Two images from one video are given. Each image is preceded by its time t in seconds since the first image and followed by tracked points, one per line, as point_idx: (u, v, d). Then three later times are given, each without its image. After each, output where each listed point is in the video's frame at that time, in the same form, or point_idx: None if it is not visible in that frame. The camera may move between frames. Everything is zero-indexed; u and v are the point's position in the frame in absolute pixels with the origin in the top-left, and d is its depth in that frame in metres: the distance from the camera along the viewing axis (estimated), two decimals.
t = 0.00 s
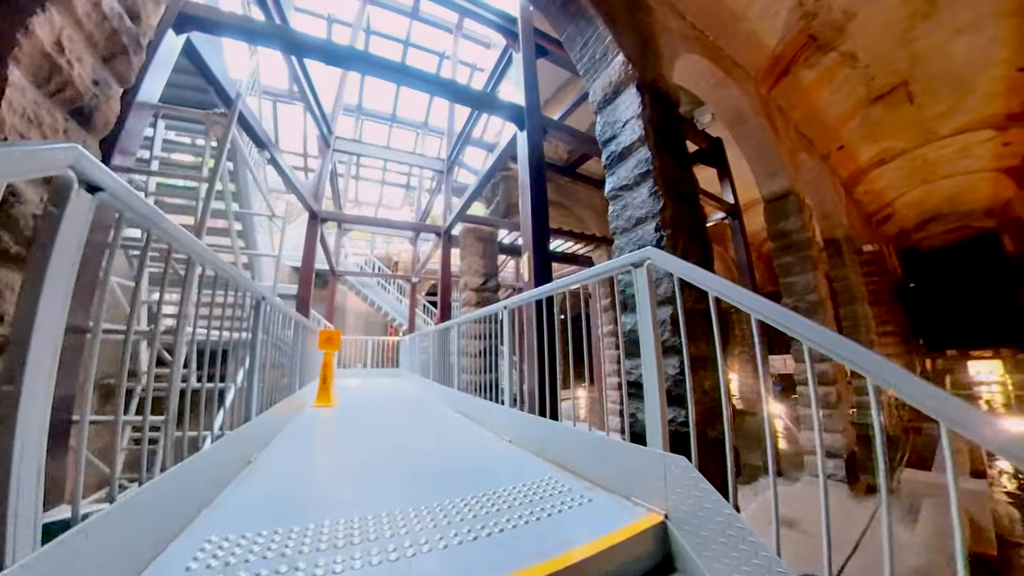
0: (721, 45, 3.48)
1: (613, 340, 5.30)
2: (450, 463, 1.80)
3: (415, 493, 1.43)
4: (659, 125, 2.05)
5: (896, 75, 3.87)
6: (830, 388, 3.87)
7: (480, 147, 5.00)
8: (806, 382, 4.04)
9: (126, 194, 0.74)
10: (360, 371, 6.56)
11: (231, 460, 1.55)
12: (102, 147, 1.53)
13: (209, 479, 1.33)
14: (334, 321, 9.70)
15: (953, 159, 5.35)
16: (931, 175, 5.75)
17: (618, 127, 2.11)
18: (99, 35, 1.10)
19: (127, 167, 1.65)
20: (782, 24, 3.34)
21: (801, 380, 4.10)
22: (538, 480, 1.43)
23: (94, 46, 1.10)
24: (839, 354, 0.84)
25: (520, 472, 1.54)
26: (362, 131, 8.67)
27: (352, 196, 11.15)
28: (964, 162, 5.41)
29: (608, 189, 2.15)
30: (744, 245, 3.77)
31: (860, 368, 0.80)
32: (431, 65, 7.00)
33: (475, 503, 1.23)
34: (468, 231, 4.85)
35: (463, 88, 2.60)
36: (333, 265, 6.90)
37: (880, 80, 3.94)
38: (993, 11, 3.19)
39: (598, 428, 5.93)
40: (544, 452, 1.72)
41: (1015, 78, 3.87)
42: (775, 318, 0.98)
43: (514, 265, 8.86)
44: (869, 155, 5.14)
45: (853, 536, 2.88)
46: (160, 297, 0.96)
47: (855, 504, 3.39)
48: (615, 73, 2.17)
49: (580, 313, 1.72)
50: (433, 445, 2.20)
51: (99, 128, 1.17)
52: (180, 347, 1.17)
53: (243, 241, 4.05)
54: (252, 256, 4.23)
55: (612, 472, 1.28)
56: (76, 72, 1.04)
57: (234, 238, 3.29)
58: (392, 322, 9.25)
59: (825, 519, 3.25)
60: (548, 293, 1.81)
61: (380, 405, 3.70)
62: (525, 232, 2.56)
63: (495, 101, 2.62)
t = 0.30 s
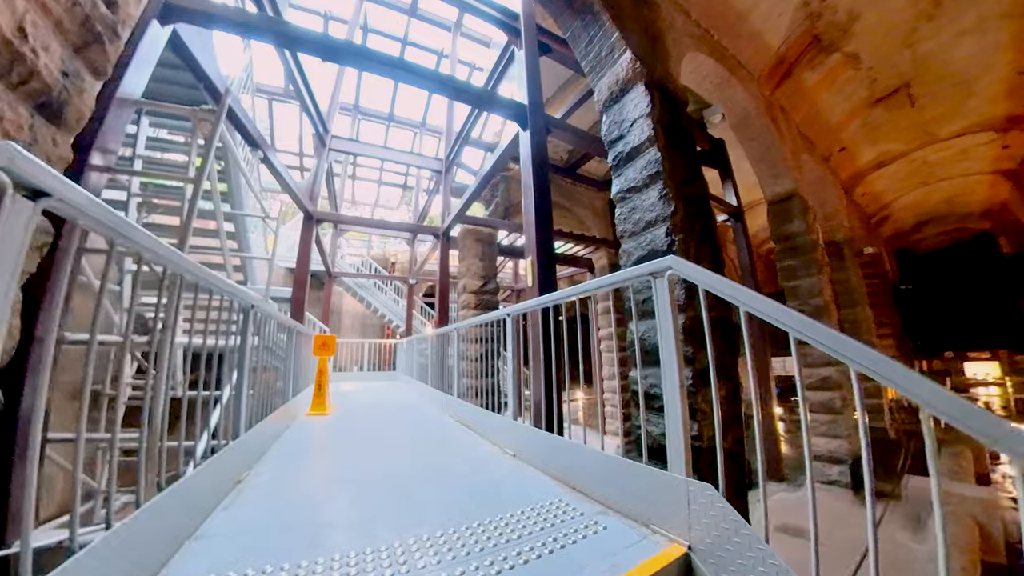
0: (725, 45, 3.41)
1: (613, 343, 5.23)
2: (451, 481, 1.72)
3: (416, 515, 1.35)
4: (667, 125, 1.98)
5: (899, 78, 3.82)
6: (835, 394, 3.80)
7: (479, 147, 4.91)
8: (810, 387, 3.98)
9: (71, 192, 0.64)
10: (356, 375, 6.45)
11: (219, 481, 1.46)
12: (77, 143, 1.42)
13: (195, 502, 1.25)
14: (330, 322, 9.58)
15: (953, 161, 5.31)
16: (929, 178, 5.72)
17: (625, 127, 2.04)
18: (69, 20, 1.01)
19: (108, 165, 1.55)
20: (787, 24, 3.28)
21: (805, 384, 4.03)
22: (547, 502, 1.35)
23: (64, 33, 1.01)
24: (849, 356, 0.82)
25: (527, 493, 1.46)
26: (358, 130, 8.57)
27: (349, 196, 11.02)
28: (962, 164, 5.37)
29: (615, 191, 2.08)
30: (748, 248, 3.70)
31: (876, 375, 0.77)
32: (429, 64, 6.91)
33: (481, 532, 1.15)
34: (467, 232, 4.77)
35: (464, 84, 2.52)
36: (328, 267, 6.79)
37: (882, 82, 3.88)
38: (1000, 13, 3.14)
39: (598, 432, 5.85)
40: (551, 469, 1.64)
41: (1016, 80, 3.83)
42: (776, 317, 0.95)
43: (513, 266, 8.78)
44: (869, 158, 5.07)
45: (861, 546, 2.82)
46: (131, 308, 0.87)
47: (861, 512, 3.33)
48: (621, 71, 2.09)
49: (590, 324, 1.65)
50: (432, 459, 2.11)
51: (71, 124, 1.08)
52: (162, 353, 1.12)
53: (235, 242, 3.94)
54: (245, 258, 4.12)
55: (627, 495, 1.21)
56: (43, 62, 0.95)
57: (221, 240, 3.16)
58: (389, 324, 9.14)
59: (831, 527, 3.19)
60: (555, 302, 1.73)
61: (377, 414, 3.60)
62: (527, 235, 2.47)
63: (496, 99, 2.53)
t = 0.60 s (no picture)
0: (730, 44, 3.32)
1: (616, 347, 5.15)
2: (451, 500, 1.64)
3: (414, 543, 1.28)
4: (677, 124, 1.89)
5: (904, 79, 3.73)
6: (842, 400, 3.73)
7: (478, 147, 4.82)
8: (815, 393, 3.91)
9: (11, 205, 0.58)
10: (353, 378, 6.35)
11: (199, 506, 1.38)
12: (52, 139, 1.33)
13: (174, 526, 1.18)
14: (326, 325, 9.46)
15: (956, 163, 5.21)
16: (931, 180, 5.61)
17: (633, 126, 1.96)
18: (31, 5, 0.93)
19: (85, 164, 1.46)
20: (793, 23, 3.21)
21: (810, 390, 3.96)
22: (556, 530, 1.29)
23: (27, 19, 0.92)
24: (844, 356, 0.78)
25: (533, 518, 1.40)
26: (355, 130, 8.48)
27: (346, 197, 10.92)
28: (962, 167, 5.29)
29: (621, 193, 1.99)
30: (752, 251, 3.63)
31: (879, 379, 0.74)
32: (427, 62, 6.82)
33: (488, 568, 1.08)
34: (466, 234, 4.68)
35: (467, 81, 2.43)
36: (325, 268, 6.69)
37: (886, 83, 3.80)
38: (1008, 13, 3.07)
39: (599, 437, 5.77)
40: (557, 490, 1.58)
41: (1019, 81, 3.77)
42: (774, 318, 0.91)
43: (512, 267, 8.70)
44: (870, 160, 4.96)
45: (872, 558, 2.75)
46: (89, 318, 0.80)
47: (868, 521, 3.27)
48: (628, 67, 2.01)
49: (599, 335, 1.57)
50: (431, 474, 2.04)
51: (34, 118, 1.00)
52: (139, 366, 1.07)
53: (228, 244, 3.83)
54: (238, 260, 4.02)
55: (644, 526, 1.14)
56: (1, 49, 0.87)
57: (209, 242, 3.06)
58: (387, 326, 9.04)
59: (839, 537, 3.12)
60: (562, 312, 1.65)
61: (374, 420, 3.51)
62: (530, 239, 2.38)
63: (497, 97, 2.44)
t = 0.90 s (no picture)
0: (736, 45, 3.23)
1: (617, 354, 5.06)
2: (451, 524, 1.57)
3: None
4: (687, 129, 1.81)
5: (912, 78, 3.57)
6: (849, 410, 3.66)
7: (477, 149, 4.72)
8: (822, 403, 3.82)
9: None
10: (350, 383, 6.25)
11: (182, 541, 1.31)
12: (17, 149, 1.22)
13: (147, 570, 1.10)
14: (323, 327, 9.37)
15: (963, 168, 4.92)
16: (936, 186, 5.32)
17: (640, 131, 1.87)
18: None
19: (56, 172, 1.36)
20: (800, 24, 3.12)
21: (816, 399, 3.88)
22: (563, 570, 1.22)
23: None
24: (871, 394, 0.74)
25: (538, 554, 1.32)
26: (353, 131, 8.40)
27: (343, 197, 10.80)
28: (966, 171, 4.98)
29: (628, 201, 1.91)
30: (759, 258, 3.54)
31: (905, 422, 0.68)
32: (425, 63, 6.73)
33: None
34: (465, 238, 4.58)
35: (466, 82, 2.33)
36: (321, 271, 6.60)
37: (891, 83, 3.65)
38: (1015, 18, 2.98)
39: (600, 444, 5.68)
40: (562, 522, 1.50)
41: None
42: (795, 348, 0.87)
43: (511, 270, 8.60)
44: (875, 163, 4.68)
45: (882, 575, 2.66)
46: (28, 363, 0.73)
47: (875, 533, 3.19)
48: (636, 69, 1.92)
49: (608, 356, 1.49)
50: (430, 496, 1.96)
51: None
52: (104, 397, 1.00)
53: (220, 248, 3.73)
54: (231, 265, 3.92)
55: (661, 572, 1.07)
56: None
57: (195, 247, 2.95)
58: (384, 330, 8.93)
59: (847, 551, 3.04)
60: (568, 332, 1.57)
61: (369, 432, 3.40)
62: (533, 247, 2.29)
63: (498, 99, 2.35)
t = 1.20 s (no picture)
0: (742, 39, 3.13)
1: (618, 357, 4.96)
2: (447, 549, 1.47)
3: None
4: (695, 122, 1.72)
5: (921, 69, 3.25)
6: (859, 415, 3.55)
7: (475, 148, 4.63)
8: (830, 408, 3.71)
9: None
10: (348, 387, 6.15)
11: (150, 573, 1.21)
12: None
13: None
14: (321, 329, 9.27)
15: (974, 168, 4.46)
16: (942, 188, 4.86)
17: (646, 124, 1.78)
18: None
19: (20, 169, 1.26)
20: (808, 19, 2.99)
21: (825, 404, 3.77)
22: None
23: None
24: (877, 396, 0.67)
25: None
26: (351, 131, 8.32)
27: (341, 197, 10.71)
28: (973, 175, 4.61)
29: (634, 199, 1.82)
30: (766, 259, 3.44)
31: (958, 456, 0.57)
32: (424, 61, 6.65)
33: None
34: (463, 238, 4.48)
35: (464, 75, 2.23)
36: (318, 273, 6.52)
37: (897, 79, 3.38)
38: None
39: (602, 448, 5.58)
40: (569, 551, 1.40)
41: None
42: (829, 367, 0.75)
43: (511, 272, 8.50)
44: (880, 160, 4.22)
45: None
46: None
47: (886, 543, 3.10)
48: (641, 60, 1.83)
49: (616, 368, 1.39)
50: (425, 513, 1.86)
51: None
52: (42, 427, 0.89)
53: (211, 251, 3.63)
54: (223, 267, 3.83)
55: None
56: None
57: (179, 249, 2.84)
58: (382, 332, 8.83)
59: (857, 562, 2.94)
60: (573, 342, 1.47)
61: (363, 441, 3.29)
62: (533, 249, 2.19)
63: (497, 94, 2.25)
